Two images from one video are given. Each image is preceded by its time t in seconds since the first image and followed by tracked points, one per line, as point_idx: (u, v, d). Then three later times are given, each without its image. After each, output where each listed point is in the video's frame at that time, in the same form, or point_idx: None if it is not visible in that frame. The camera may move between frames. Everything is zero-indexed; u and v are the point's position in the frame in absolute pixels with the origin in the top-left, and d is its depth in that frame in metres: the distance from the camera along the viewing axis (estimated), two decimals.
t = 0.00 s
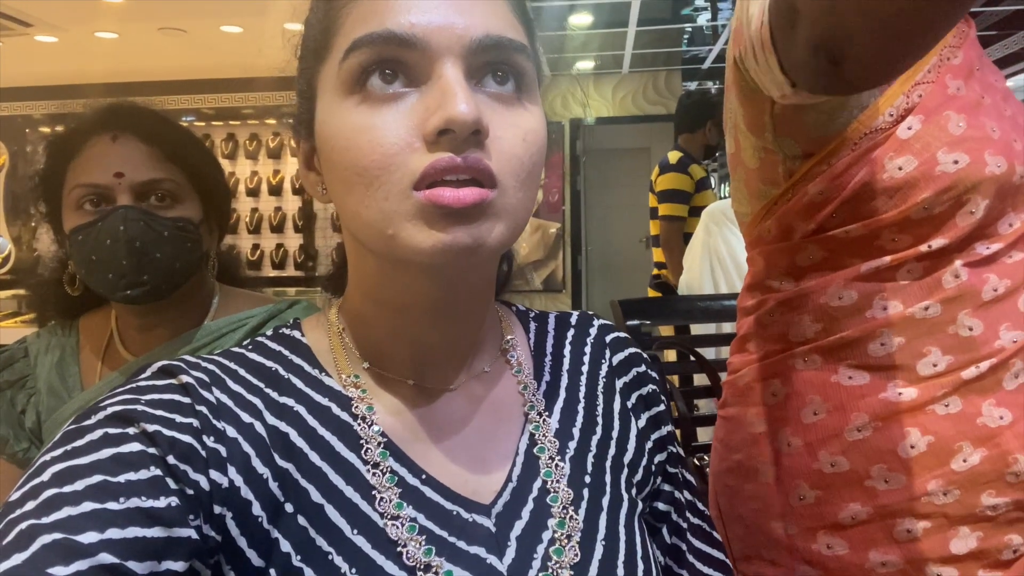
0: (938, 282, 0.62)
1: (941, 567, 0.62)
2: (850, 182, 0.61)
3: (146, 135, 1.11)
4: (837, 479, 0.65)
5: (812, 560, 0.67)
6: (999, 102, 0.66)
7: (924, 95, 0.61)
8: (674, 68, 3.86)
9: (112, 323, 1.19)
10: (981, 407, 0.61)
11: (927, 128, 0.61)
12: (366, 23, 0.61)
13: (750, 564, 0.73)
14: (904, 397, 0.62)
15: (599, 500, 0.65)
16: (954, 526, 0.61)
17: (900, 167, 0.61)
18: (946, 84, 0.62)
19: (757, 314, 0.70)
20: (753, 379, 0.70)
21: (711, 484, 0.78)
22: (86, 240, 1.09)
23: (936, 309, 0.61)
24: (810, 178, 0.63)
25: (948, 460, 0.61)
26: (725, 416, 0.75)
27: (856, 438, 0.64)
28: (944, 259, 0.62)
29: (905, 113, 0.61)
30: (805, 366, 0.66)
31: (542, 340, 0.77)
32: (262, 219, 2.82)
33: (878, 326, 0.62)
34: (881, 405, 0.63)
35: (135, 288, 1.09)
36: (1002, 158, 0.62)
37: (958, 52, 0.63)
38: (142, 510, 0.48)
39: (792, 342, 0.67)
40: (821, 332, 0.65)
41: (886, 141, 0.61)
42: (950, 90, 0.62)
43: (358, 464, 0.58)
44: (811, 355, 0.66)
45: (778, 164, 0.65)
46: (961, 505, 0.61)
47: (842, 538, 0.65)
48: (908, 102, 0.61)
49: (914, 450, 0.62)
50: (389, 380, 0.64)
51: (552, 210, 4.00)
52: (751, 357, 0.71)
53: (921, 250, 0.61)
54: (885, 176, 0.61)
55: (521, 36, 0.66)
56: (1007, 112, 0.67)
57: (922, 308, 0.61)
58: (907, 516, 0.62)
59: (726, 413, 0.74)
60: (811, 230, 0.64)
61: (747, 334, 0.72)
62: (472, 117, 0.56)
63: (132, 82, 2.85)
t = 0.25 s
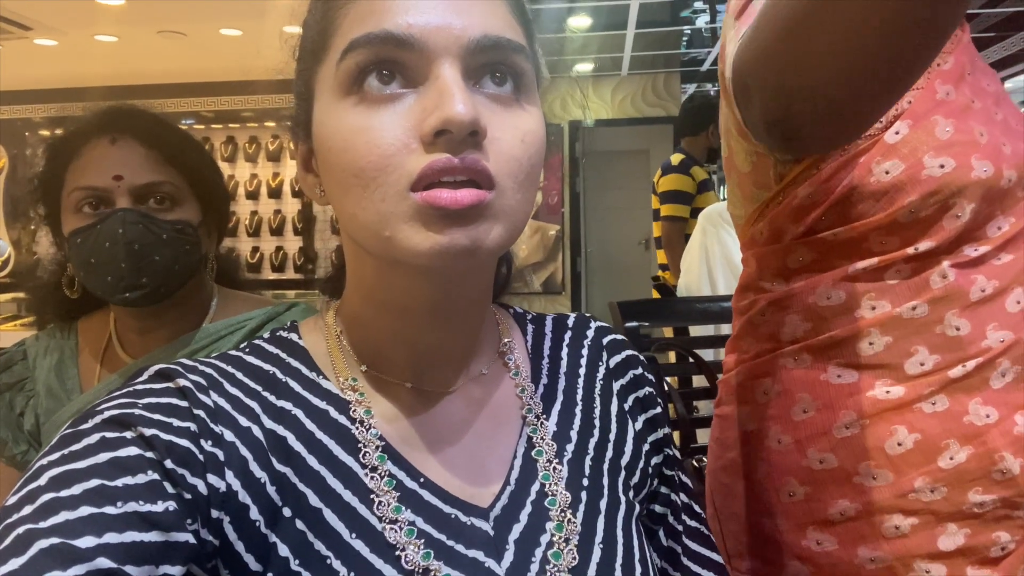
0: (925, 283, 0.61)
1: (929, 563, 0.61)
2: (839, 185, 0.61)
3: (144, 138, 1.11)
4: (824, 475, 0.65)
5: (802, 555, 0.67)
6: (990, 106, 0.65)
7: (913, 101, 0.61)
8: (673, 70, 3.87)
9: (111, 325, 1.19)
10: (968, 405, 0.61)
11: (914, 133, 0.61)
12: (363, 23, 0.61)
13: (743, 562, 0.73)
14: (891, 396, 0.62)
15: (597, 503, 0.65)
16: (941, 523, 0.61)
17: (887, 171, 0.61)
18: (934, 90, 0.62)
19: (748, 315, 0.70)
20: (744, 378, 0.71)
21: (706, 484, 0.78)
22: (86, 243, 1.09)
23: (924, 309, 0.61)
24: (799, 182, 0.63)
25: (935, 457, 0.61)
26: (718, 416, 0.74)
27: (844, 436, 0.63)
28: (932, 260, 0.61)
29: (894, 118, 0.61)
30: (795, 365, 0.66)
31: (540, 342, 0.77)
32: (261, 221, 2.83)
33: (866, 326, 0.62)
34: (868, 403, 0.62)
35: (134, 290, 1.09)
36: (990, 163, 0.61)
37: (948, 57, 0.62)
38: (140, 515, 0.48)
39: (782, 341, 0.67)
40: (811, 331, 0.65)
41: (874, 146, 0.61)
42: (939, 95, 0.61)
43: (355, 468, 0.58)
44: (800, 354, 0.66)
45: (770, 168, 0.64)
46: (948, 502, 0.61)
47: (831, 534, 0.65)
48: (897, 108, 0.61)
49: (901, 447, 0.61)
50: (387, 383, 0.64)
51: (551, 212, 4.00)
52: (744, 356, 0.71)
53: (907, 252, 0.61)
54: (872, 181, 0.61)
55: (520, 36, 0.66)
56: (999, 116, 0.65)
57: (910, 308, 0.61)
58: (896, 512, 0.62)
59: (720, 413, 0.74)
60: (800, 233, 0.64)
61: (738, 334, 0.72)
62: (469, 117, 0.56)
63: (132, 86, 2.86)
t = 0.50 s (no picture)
0: (912, 279, 0.61)
1: (917, 553, 0.61)
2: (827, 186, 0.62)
3: (145, 138, 1.11)
4: (814, 467, 0.65)
5: (791, 545, 0.67)
6: (979, 108, 0.64)
7: (902, 103, 0.62)
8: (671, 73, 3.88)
9: (110, 325, 1.19)
10: (954, 399, 0.61)
11: (903, 134, 0.61)
12: (361, 21, 0.61)
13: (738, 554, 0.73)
14: (879, 389, 0.62)
15: (596, 501, 0.65)
16: (928, 514, 0.61)
17: (874, 171, 0.61)
18: (923, 92, 0.62)
19: (742, 311, 0.71)
20: (737, 372, 0.71)
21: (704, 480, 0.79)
22: (86, 243, 1.09)
23: (911, 306, 0.61)
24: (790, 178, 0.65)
25: (921, 449, 0.61)
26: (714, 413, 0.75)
27: (832, 428, 0.64)
28: (919, 257, 0.62)
29: (882, 120, 0.61)
30: (786, 360, 0.67)
31: (539, 339, 0.77)
32: (260, 224, 2.84)
33: (854, 322, 0.62)
34: (857, 395, 0.63)
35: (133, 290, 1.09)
36: (976, 163, 0.61)
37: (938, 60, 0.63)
38: (139, 513, 0.48)
39: (774, 336, 0.68)
40: (801, 326, 0.66)
41: (862, 147, 0.62)
42: (928, 97, 0.62)
43: (355, 466, 0.58)
44: (790, 348, 0.66)
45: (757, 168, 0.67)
46: (935, 493, 0.61)
47: (820, 525, 0.65)
48: (885, 110, 0.62)
49: (888, 439, 0.61)
50: (386, 381, 0.64)
51: (549, 214, 4.01)
52: (738, 351, 0.72)
53: (894, 250, 0.61)
54: (860, 181, 0.62)
55: (520, 33, 0.66)
56: (990, 117, 0.65)
57: (898, 305, 0.61)
58: (883, 503, 0.62)
59: (715, 408, 0.74)
60: (792, 230, 0.65)
61: (734, 329, 0.73)
62: (467, 115, 0.56)
63: (131, 89, 2.87)
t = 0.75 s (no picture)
0: (897, 271, 0.62)
1: (901, 537, 0.62)
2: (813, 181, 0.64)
3: (147, 135, 1.12)
4: (802, 452, 0.66)
5: (782, 529, 0.68)
6: (968, 104, 0.65)
7: (890, 102, 0.63)
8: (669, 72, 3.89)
9: (109, 321, 1.20)
10: (937, 386, 0.61)
11: (888, 131, 0.62)
12: (358, 17, 0.61)
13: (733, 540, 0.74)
14: (863, 376, 0.63)
15: (593, 493, 0.66)
16: (912, 499, 0.61)
17: (859, 166, 0.62)
18: (910, 90, 0.63)
19: (735, 303, 0.72)
20: (730, 361, 0.72)
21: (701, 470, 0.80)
22: (86, 238, 1.09)
23: (895, 296, 0.62)
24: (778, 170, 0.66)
25: (904, 436, 0.61)
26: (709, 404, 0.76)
27: (819, 415, 0.65)
28: (904, 250, 0.62)
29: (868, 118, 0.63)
30: (775, 349, 0.68)
31: (536, 333, 0.78)
32: (257, 224, 2.81)
33: (840, 312, 0.63)
34: (843, 383, 0.63)
35: (133, 285, 1.09)
36: (960, 159, 0.62)
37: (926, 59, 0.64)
38: (139, 505, 0.48)
39: (764, 327, 0.69)
40: (789, 317, 0.67)
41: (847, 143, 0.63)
42: (915, 95, 0.63)
43: (354, 458, 0.58)
44: (779, 338, 0.67)
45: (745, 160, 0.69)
46: (918, 478, 0.61)
47: (808, 509, 0.66)
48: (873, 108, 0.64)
49: (872, 425, 0.62)
50: (384, 373, 0.65)
51: (548, 213, 4.02)
52: (732, 340, 0.73)
53: (879, 243, 0.62)
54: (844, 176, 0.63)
55: (516, 29, 0.67)
56: (979, 113, 0.66)
57: (882, 295, 0.62)
58: (868, 488, 0.62)
59: (709, 398, 0.75)
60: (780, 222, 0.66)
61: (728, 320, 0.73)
62: (462, 112, 0.57)
63: (129, 88, 2.87)
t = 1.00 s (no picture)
0: (882, 267, 0.63)
1: (885, 527, 0.62)
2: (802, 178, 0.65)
3: (150, 133, 1.13)
4: (788, 443, 0.67)
5: (770, 518, 0.69)
6: (957, 105, 0.66)
7: (879, 103, 0.64)
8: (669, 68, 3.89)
9: (113, 316, 1.21)
10: (919, 379, 0.62)
11: (875, 131, 0.63)
12: (340, 42, 0.60)
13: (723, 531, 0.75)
14: (848, 370, 0.63)
15: (594, 491, 0.67)
16: (895, 490, 0.62)
17: (846, 165, 0.64)
18: (900, 91, 0.64)
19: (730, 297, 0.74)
20: (722, 356, 0.73)
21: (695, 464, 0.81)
22: (90, 237, 1.10)
23: (880, 292, 0.63)
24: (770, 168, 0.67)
25: (887, 428, 0.62)
26: (705, 399, 0.77)
27: (805, 407, 0.65)
28: (889, 247, 0.63)
29: (856, 117, 0.64)
30: (766, 344, 0.68)
31: (537, 332, 0.78)
32: (257, 220, 2.82)
33: (826, 307, 0.64)
34: (827, 376, 0.64)
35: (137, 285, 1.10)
36: (945, 159, 0.63)
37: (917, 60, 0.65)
38: (144, 502, 0.49)
39: (755, 322, 0.70)
40: (778, 312, 0.68)
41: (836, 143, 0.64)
42: (904, 96, 0.64)
43: (357, 457, 0.59)
44: (769, 333, 0.68)
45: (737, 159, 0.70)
46: (900, 470, 0.62)
47: (794, 498, 0.67)
48: (864, 108, 0.64)
49: (855, 417, 0.63)
50: (386, 372, 0.66)
51: (548, 209, 4.03)
52: (724, 337, 0.74)
53: (865, 239, 0.63)
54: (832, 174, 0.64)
55: (506, 46, 0.65)
56: (970, 114, 0.66)
57: (867, 291, 0.63)
58: (852, 478, 0.63)
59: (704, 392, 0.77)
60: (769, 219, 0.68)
61: (723, 316, 0.75)
62: (438, 151, 0.57)
63: (123, 84, 2.85)
